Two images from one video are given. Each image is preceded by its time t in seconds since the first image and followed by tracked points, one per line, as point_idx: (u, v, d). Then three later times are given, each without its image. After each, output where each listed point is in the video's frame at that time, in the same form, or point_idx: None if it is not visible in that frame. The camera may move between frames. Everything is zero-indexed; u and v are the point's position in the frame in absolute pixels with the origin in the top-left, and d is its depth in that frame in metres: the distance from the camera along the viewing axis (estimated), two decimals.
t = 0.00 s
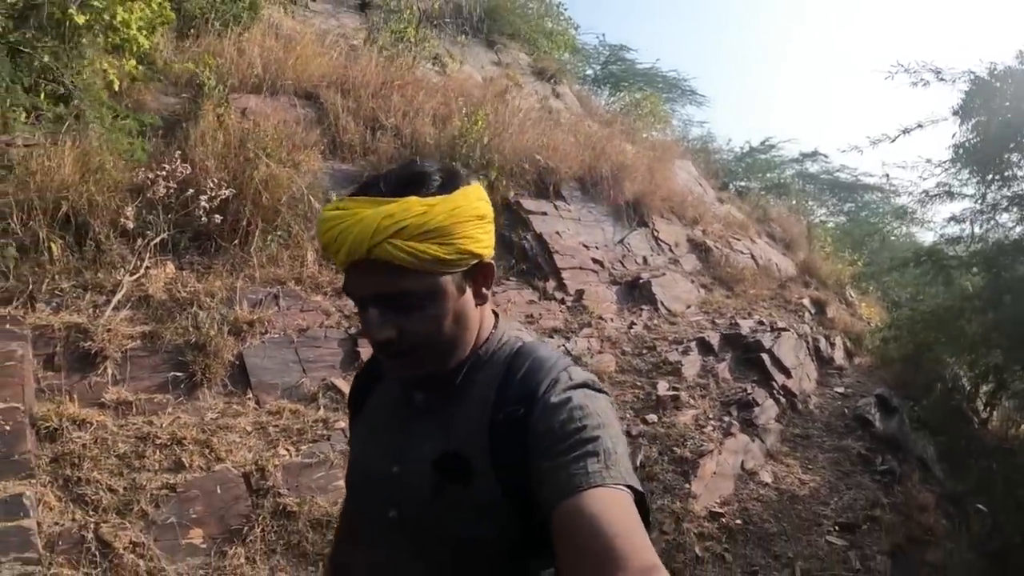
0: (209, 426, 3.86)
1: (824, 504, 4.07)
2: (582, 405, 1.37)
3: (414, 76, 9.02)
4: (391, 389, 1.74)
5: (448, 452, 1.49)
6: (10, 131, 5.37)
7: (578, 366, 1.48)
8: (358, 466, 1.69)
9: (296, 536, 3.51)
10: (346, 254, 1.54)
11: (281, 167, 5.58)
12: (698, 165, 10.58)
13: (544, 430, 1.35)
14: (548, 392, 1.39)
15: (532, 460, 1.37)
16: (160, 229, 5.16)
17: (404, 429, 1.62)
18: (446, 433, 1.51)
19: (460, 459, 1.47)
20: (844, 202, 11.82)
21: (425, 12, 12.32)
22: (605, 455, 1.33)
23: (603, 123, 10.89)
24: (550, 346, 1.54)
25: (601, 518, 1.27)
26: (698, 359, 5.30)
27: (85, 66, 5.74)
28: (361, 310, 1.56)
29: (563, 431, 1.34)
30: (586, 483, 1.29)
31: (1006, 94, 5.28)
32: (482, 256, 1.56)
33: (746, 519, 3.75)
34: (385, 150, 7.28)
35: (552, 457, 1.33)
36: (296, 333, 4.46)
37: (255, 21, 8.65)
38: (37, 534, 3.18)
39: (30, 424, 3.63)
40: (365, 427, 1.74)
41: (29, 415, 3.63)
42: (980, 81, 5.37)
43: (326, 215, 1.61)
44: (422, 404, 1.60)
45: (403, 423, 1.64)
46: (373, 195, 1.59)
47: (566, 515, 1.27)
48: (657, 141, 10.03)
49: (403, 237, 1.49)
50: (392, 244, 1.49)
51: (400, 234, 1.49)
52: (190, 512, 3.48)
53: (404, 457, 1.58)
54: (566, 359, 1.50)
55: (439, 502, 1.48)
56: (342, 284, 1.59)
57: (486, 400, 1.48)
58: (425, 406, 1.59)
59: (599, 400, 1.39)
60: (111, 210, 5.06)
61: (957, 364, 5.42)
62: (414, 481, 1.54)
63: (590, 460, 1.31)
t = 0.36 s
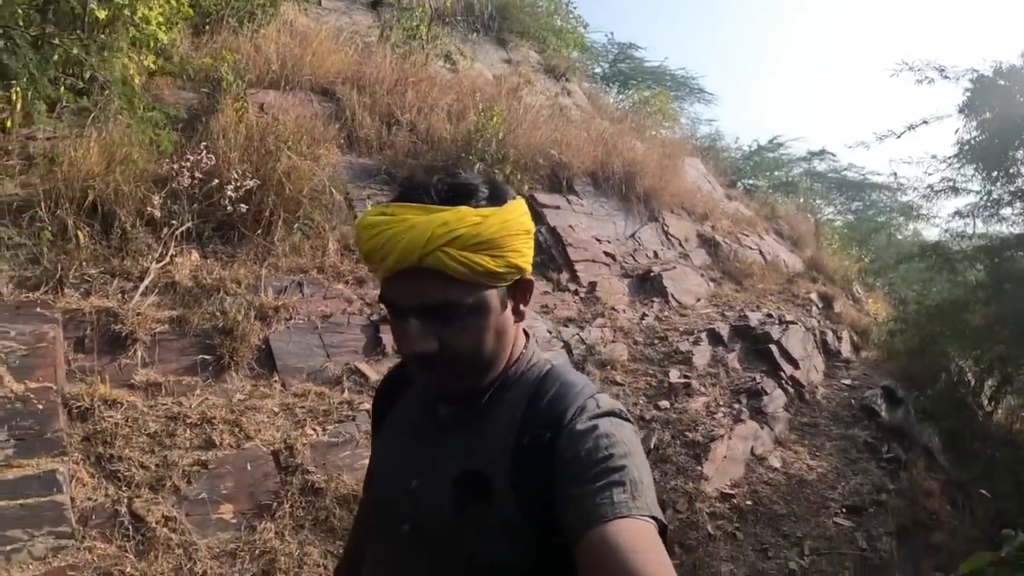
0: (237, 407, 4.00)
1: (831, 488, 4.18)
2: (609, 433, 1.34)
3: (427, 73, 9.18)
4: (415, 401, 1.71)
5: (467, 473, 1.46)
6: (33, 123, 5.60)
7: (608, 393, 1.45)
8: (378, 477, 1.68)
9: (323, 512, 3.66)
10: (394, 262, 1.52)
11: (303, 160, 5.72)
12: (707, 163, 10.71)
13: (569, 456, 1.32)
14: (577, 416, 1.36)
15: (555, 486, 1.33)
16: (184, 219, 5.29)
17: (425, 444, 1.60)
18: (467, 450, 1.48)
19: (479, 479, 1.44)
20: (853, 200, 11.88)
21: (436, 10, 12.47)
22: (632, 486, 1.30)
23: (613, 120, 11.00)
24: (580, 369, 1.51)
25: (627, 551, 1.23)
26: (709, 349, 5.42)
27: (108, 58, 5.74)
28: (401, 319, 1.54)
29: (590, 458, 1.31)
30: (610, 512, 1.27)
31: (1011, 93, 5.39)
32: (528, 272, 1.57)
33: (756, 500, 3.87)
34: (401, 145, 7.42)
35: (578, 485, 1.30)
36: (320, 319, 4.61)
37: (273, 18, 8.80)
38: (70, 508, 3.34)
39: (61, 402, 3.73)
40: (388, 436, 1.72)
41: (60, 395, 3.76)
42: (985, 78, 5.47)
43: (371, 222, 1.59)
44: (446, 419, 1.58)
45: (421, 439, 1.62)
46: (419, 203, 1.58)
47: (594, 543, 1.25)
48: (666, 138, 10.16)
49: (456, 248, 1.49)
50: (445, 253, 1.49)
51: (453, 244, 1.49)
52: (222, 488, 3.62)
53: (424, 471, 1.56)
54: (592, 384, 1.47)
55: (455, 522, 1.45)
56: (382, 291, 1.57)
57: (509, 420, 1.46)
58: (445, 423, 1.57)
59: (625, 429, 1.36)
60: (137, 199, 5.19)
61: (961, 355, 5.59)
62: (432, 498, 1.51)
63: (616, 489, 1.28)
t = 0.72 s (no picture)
0: (274, 392, 4.21)
1: (843, 471, 4.34)
2: (627, 416, 1.47)
3: (445, 74, 9.38)
4: (432, 392, 1.84)
5: (491, 458, 1.58)
6: (63, 126, 5.80)
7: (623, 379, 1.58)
8: (398, 465, 1.79)
9: (359, 490, 3.87)
10: (421, 238, 1.66)
11: (330, 159, 5.93)
12: (722, 159, 10.85)
13: (592, 439, 1.44)
14: (595, 402, 1.49)
15: (577, 469, 1.46)
16: (217, 215, 5.49)
17: (445, 433, 1.72)
18: (489, 438, 1.60)
19: (501, 464, 1.56)
20: (868, 195, 11.91)
21: (451, 11, 12.68)
22: (651, 466, 1.42)
23: (628, 118, 11.15)
24: (593, 356, 1.65)
25: (648, 527, 1.35)
26: (724, 339, 5.59)
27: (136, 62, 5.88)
28: (425, 299, 1.66)
29: (611, 441, 1.43)
30: (633, 492, 1.38)
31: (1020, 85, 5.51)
32: (542, 250, 1.72)
33: (770, 481, 4.03)
34: (421, 143, 7.62)
35: (600, 465, 1.42)
36: (351, 310, 4.82)
37: (295, 21, 9.04)
38: (117, 486, 3.55)
39: (107, 387, 3.92)
40: (407, 426, 1.84)
41: (106, 380, 3.95)
42: (994, 71, 5.59)
43: (395, 204, 1.72)
44: (467, 408, 1.70)
45: (443, 428, 1.74)
46: (443, 184, 1.72)
47: (616, 526, 1.36)
48: (681, 135, 10.31)
49: (479, 226, 1.63)
50: (470, 229, 1.63)
51: (476, 221, 1.63)
52: (263, 467, 3.83)
53: (446, 458, 1.68)
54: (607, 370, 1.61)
55: (478, 506, 1.57)
56: (407, 269, 1.70)
57: (531, 407, 1.58)
58: (467, 411, 1.69)
59: (644, 412, 1.48)
60: (171, 197, 5.39)
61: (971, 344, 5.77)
62: (455, 483, 1.63)
63: (636, 470, 1.40)
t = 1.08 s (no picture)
0: (301, 389, 4.36)
1: (855, 464, 4.43)
2: (623, 426, 1.45)
3: (460, 77, 9.52)
4: (420, 408, 1.80)
5: (482, 471, 1.54)
6: (84, 132, 5.89)
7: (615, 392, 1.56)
8: (385, 482, 1.75)
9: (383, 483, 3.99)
10: (392, 233, 1.68)
11: (349, 163, 6.07)
12: (734, 159, 10.93)
13: (586, 449, 1.42)
14: (589, 414, 1.47)
15: (573, 479, 1.43)
16: (241, 219, 5.63)
17: (435, 448, 1.68)
18: (481, 450, 1.57)
19: (494, 478, 1.52)
20: (881, 192, 11.97)
21: (464, 15, 12.84)
22: (647, 477, 1.40)
23: (640, 118, 11.25)
24: (583, 369, 1.62)
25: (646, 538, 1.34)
26: (737, 337, 5.69)
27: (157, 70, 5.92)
28: (400, 297, 1.68)
29: (606, 451, 1.42)
30: (629, 500, 1.37)
31: None
32: (523, 254, 1.68)
33: (783, 474, 4.13)
34: (437, 146, 7.75)
35: (595, 476, 1.40)
36: (373, 310, 4.95)
37: (311, 28, 9.20)
38: (150, 480, 3.69)
39: (139, 386, 4.07)
40: (394, 443, 1.80)
41: (137, 379, 4.10)
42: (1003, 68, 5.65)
43: (376, 204, 1.76)
44: (456, 421, 1.66)
45: (431, 441, 1.70)
46: (419, 187, 1.76)
47: (611, 532, 1.35)
48: (693, 135, 10.40)
49: (442, 218, 1.63)
50: (436, 223, 1.63)
51: (440, 214, 1.63)
52: (291, 461, 3.97)
53: (436, 473, 1.63)
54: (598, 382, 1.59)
55: (471, 520, 1.52)
56: (384, 268, 1.72)
57: (523, 418, 1.55)
58: (456, 423, 1.66)
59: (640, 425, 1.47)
60: (195, 201, 5.53)
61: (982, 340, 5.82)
62: (446, 497, 1.58)
63: (632, 481, 1.39)
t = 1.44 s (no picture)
0: (340, 376, 4.56)
1: (874, 449, 4.58)
2: (582, 426, 1.56)
3: (480, 76, 9.68)
4: (398, 409, 1.93)
5: (452, 468, 1.67)
6: (112, 131, 6.08)
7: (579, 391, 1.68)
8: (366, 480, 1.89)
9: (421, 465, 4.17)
10: (365, 225, 1.84)
11: (378, 159, 6.24)
12: (751, 155, 11.05)
13: (546, 446, 1.53)
14: (552, 413, 1.58)
15: (533, 475, 1.55)
16: (275, 215, 5.79)
17: (411, 448, 1.81)
18: (452, 448, 1.70)
19: (463, 476, 1.65)
20: (898, 187, 12.06)
21: (482, 14, 12.99)
22: (602, 474, 1.50)
23: (658, 114, 11.36)
24: (549, 371, 1.74)
25: (596, 532, 1.43)
26: (758, 328, 5.83)
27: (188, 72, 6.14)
28: (372, 287, 1.84)
29: (564, 448, 1.52)
30: (585, 496, 1.46)
31: None
32: (487, 257, 1.82)
33: (804, 458, 4.28)
34: (461, 143, 7.92)
35: (552, 472, 1.50)
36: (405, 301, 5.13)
37: (335, 28, 9.38)
38: (199, 463, 3.87)
39: (183, 373, 4.24)
40: (374, 443, 1.93)
41: (182, 366, 4.26)
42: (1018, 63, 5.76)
43: (356, 196, 1.93)
44: (431, 421, 1.79)
45: (409, 440, 1.83)
46: (398, 182, 1.91)
47: (563, 526, 1.44)
48: (710, 131, 10.52)
49: (413, 215, 1.78)
50: (405, 220, 1.78)
51: (411, 211, 1.78)
52: (334, 444, 4.18)
53: (413, 471, 1.77)
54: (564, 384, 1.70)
55: (441, 515, 1.66)
56: (358, 258, 1.90)
57: (492, 418, 1.68)
58: (431, 422, 1.79)
59: (600, 424, 1.58)
60: (230, 197, 5.72)
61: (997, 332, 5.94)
62: (419, 495, 1.72)
63: (588, 476, 1.49)
